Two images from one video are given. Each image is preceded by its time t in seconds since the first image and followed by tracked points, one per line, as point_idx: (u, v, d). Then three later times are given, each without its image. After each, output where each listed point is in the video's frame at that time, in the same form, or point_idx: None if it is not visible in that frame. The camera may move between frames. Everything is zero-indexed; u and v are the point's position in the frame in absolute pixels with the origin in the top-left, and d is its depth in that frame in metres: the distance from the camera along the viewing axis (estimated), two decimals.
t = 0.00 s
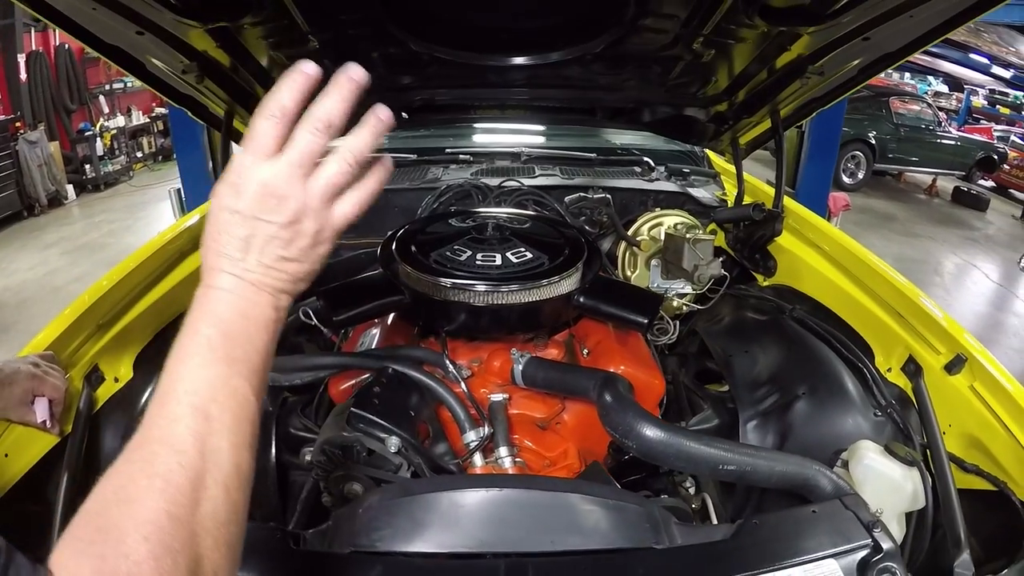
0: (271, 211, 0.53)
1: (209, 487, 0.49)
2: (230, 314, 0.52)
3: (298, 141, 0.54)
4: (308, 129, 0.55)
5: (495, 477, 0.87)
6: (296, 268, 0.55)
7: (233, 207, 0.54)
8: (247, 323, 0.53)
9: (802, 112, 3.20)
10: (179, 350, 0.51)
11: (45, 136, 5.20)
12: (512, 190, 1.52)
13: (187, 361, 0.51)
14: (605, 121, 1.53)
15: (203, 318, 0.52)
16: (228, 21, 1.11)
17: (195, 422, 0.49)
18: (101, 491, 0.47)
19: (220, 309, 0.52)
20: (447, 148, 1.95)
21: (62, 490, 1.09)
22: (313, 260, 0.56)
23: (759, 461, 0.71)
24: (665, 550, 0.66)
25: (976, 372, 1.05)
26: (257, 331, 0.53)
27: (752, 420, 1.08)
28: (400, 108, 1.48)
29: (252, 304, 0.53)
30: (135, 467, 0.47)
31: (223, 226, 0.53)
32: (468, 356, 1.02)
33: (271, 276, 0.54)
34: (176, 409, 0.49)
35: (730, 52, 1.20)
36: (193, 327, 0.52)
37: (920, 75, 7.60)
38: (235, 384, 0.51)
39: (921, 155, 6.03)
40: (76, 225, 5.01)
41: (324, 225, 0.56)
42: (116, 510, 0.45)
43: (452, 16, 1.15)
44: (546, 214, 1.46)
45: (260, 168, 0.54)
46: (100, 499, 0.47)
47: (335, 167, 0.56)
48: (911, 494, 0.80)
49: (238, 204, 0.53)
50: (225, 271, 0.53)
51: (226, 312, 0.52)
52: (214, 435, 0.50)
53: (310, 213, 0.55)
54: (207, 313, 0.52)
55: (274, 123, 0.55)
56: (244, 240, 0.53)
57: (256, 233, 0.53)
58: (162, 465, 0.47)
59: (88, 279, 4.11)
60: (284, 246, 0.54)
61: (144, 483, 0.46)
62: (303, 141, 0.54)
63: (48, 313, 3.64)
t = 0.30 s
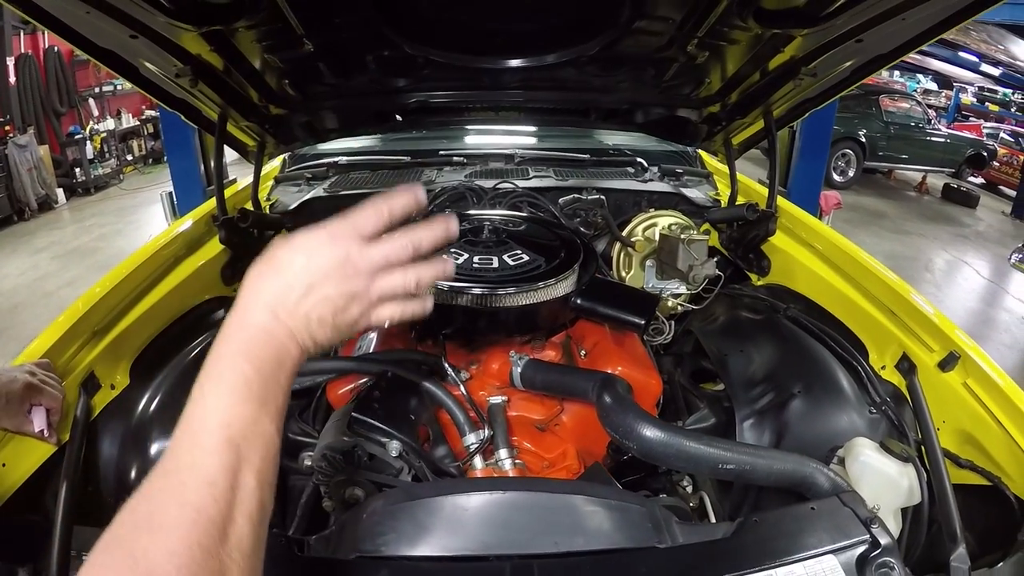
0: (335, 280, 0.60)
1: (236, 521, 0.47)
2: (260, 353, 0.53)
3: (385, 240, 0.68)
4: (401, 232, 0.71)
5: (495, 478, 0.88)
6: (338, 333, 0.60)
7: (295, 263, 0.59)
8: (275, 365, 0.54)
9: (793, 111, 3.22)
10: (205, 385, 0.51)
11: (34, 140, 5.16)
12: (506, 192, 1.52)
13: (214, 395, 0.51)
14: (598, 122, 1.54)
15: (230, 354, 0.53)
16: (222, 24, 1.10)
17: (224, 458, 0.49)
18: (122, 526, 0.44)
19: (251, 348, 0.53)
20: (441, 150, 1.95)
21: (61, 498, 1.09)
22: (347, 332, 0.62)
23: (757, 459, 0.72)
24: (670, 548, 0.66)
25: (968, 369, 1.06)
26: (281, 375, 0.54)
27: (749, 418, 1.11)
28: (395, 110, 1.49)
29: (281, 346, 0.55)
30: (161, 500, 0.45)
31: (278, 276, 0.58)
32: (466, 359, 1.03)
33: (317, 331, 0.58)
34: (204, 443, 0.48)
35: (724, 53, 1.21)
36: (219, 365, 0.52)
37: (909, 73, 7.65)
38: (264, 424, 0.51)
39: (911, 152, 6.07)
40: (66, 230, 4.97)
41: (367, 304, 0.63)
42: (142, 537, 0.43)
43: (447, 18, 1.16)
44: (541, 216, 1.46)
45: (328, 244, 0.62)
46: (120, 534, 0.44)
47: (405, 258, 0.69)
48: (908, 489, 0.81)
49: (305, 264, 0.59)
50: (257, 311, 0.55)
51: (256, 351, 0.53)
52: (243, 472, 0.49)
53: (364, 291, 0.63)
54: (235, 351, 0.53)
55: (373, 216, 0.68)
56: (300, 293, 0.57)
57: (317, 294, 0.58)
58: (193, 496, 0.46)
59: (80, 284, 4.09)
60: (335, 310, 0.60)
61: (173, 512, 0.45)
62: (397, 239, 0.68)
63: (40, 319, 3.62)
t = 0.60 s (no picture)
0: (342, 403, 0.69)
1: None
2: (268, 439, 0.62)
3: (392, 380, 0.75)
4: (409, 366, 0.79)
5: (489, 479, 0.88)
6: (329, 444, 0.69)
7: (315, 372, 0.68)
8: (278, 452, 0.62)
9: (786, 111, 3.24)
10: (216, 460, 0.60)
11: (26, 142, 5.14)
12: (498, 194, 1.52)
13: (226, 471, 0.59)
14: (590, 124, 1.55)
15: (240, 437, 0.61)
16: (214, 30, 1.11)
17: (229, 528, 0.56)
18: None
19: (260, 436, 0.62)
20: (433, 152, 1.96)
21: (58, 502, 1.09)
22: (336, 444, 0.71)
23: (748, 459, 0.72)
24: (660, 547, 0.67)
25: (958, 366, 1.08)
26: (282, 462, 0.63)
27: (740, 418, 1.13)
28: (387, 112, 1.49)
29: (287, 437, 0.64)
30: (169, 562, 0.52)
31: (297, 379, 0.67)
32: (459, 361, 1.03)
33: (315, 438, 0.67)
34: (214, 512, 0.56)
35: (715, 55, 1.22)
36: (230, 445, 0.61)
37: (901, 71, 7.69)
38: (265, 502, 0.59)
39: (902, 150, 6.11)
40: (59, 233, 4.95)
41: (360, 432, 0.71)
42: None
43: (438, 21, 1.16)
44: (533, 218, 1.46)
45: (348, 363, 0.71)
46: None
47: (407, 395, 0.76)
48: (897, 487, 0.82)
49: (323, 382, 0.68)
50: (269, 401, 0.64)
51: (264, 436, 0.62)
52: (243, 544, 0.57)
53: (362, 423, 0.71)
54: (247, 434, 0.62)
55: (387, 358, 0.76)
56: (309, 403, 0.66)
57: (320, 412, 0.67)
58: (202, 559, 0.53)
59: (73, 287, 4.07)
60: (334, 426, 0.69)
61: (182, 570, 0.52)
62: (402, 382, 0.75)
63: (34, 322, 3.61)
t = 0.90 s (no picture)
0: (298, 387, 0.68)
1: None
2: (215, 452, 0.62)
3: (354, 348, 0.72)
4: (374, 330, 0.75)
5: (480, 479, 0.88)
6: (298, 428, 0.70)
7: (259, 362, 0.67)
8: (227, 466, 0.63)
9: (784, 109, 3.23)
10: (162, 477, 0.60)
11: (23, 143, 5.13)
12: (492, 192, 1.51)
13: (169, 488, 0.59)
14: (584, 122, 1.54)
15: (188, 453, 0.61)
16: (203, 28, 1.10)
17: (171, 549, 0.57)
18: None
19: (207, 450, 0.62)
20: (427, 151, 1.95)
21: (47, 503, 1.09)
22: (311, 424, 0.71)
23: (740, 457, 0.71)
24: (650, 547, 0.66)
25: (955, 365, 1.07)
26: (232, 468, 0.63)
27: (735, 417, 1.11)
28: (380, 111, 1.49)
29: (234, 442, 0.64)
30: None
31: (242, 375, 0.66)
32: (451, 360, 1.02)
33: (276, 428, 0.68)
34: (157, 532, 0.57)
35: (709, 51, 1.21)
36: (176, 461, 0.61)
37: (899, 71, 7.69)
38: (213, 518, 0.61)
39: (899, 150, 6.11)
40: (54, 233, 4.94)
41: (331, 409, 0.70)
42: None
43: (429, 20, 1.15)
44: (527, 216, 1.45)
45: (294, 343, 0.68)
46: None
47: (376, 361, 0.73)
48: (894, 486, 0.81)
49: (271, 371, 0.66)
50: (217, 409, 0.65)
51: (212, 449, 0.62)
52: (187, 565, 0.57)
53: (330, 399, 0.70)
54: (191, 446, 0.62)
55: (343, 327, 0.73)
56: (259, 397, 0.66)
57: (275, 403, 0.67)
58: None
59: (69, 287, 4.05)
60: (294, 411, 0.68)
61: None
62: (364, 348, 0.72)
63: (29, 323, 3.60)
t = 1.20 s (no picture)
0: (297, 398, 0.65)
1: None
2: (215, 465, 0.61)
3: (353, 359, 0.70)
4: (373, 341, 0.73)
5: (473, 491, 0.87)
6: (299, 439, 0.67)
7: (257, 375, 0.65)
8: (228, 477, 0.62)
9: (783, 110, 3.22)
10: (163, 487, 0.60)
11: (22, 143, 5.12)
12: (488, 196, 1.49)
13: (169, 499, 0.60)
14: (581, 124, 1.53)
15: (190, 463, 0.61)
16: (194, 33, 1.09)
17: (169, 560, 0.58)
18: None
19: (208, 461, 0.61)
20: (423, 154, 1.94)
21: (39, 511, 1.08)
22: (313, 435, 0.69)
23: (736, 470, 0.70)
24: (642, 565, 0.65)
25: (955, 373, 1.06)
26: (233, 480, 0.62)
27: (732, 424, 1.12)
28: (375, 114, 1.47)
29: (233, 453, 0.62)
30: None
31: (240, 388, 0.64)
32: (444, 366, 1.00)
33: (276, 440, 0.65)
34: (156, 544, 0.58)
35: (706, 54, 1.20)
36: (178, 470, 0.61)
37: (899, 71, 7.68)
38: (212, 529, 0.60)
39: (899, 150, 6.10)
40: (53, 234, 4.93)
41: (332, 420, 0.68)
42: None
43: (423, 24, 1.14)
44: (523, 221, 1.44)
45: (292, 354, 0.66)
46: None
47: (375, 370, 0.70)
48: (891, 498, 0.81)
49: (268, 382, 0.64)
50: (217, 420, 0.63)
51: (211, 461, 0.61)
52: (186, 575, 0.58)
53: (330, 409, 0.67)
54: (192, 456, 0.61)
55: (341, 339, 0.70)
56: (257, 409, 0.64)
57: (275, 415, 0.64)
58: None
59: (67, 288, 4.04)
60: (294, 423, 0.65)
61: None
62: (362, 358, 0.69)
63: (27, 324, 3.59)
